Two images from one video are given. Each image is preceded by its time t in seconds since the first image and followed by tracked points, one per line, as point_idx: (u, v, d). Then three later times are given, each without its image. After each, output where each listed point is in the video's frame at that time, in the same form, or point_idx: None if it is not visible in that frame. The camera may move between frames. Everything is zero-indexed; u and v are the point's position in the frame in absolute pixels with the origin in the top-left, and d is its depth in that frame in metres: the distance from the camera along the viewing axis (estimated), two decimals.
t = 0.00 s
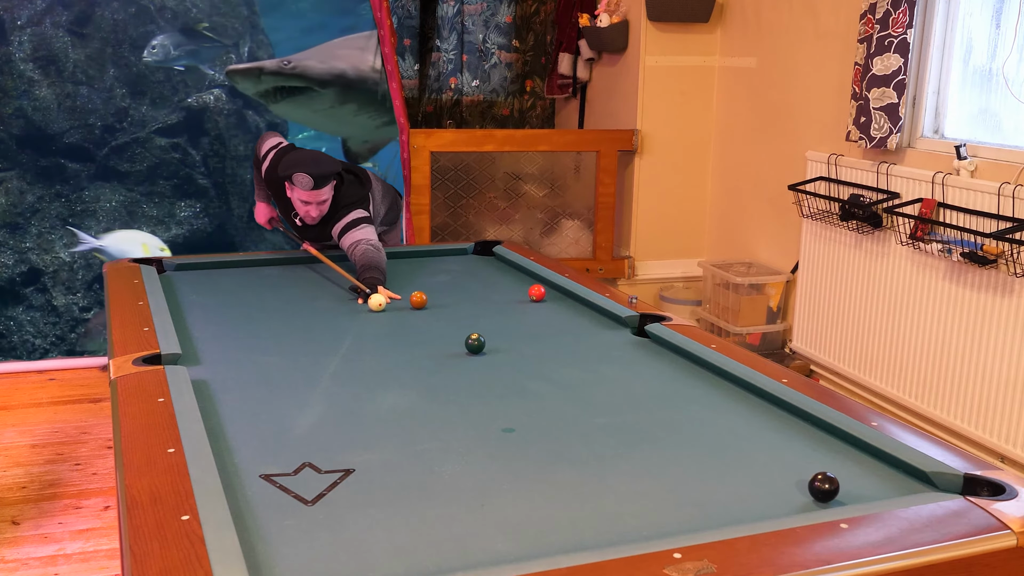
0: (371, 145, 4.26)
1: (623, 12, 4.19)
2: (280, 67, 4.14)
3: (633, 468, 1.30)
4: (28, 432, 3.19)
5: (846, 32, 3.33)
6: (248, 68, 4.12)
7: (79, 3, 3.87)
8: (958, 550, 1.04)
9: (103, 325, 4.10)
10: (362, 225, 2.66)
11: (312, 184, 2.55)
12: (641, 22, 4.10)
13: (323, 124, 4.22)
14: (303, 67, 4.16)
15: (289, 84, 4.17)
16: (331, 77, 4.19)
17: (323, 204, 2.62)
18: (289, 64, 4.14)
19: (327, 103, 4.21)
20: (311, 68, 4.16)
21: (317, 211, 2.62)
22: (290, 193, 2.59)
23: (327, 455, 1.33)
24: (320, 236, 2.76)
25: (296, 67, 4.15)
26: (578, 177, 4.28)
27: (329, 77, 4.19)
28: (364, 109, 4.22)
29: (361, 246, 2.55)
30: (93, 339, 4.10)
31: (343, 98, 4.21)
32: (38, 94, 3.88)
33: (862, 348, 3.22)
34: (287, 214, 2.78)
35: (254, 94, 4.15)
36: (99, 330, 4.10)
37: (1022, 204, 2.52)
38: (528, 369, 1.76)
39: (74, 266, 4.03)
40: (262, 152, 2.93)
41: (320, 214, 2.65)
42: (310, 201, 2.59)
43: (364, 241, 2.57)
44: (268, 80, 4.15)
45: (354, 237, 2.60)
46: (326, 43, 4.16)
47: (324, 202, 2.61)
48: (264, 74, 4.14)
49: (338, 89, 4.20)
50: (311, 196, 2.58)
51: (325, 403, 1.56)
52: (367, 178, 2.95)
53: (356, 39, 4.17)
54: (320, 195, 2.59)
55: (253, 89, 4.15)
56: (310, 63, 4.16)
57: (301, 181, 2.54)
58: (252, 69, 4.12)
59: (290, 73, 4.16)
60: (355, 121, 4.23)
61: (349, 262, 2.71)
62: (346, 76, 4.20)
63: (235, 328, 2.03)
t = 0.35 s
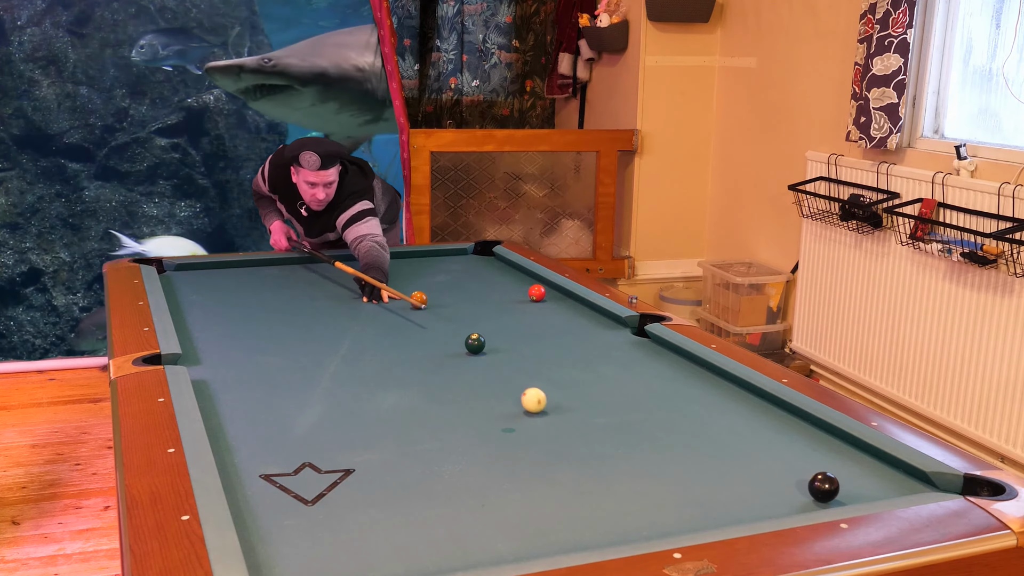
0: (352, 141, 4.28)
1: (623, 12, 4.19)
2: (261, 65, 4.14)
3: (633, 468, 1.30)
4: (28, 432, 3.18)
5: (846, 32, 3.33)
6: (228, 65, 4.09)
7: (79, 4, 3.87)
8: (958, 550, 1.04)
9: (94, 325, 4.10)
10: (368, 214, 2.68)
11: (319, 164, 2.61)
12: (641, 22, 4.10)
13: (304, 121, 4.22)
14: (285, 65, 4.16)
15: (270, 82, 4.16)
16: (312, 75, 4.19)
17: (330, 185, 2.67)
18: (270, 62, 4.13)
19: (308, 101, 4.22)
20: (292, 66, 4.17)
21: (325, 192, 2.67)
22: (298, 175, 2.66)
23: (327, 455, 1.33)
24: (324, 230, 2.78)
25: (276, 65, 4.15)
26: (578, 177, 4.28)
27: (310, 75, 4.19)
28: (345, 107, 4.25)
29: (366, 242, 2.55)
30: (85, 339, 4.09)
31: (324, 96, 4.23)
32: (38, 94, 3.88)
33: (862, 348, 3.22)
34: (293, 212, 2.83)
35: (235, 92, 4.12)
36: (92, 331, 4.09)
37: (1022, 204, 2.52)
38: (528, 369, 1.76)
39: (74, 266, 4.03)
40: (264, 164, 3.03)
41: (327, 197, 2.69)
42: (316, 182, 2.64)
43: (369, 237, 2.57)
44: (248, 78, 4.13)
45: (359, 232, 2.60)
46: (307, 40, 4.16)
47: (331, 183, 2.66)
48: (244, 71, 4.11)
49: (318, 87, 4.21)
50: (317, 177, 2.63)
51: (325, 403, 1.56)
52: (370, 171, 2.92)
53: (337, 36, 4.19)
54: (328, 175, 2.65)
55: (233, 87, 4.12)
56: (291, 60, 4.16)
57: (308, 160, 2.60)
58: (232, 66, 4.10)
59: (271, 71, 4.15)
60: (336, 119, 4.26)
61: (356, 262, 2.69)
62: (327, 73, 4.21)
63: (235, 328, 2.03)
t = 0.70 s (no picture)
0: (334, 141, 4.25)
1: (623, 12, 4.19)
2: (239, 63, 4.11)
3: (633, 467, 1.30)
4: (28, 432, 3.18)
5: (846, 32, 3.33)
6: (206, 63, 4.07)
7: (79, 4, 3.86)
8: (959, 550, 1.04)
9: (90, 326, 4.08)
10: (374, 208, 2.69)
11: (337, 142, 2.59)
12: (640, 22, 4.10)
13: (285, 119, 4.20)
14: (263, 63, 4.13)
15: (249, 80, 4.14)
16: (292, 74, 4.17)
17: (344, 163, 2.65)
18: (248, 60, 4.11)
19: (288, 99, 4.19)
20: (272, 64, 4.14)
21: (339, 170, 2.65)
22: (313, 151, 2.63)
23: (327, 455, 1.33)
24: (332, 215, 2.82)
25: (256, 64, 4.13)
26: (578, 177, 4.28)
27: (290, 74, 4.17)
28: (325, 106, 4.23)
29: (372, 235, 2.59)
30: (78, 338, 4.08)
31: (304, 94, 4.20)
32: (38, 94, 3.88)
33: (862, 348, 3.22)
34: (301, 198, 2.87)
35: (214, 91, 4.10)
36: (85, 330, 4.09)
37: (1022, 204, 2.52)
38: (528, 369, 1.76)
39: (74, 266, 4.03)
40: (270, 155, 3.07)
41: (340, 178, 2.69)
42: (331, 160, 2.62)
43: (376, 230, 2.60)
44: (226, 76, 4.11)
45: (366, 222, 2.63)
46: (287, 37, 4.14)
47: (346, 162, 2.64)
48: (222, 69, 4.09)
49: (298, 86, 4.18)
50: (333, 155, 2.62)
51: (325, 403, 1.56)
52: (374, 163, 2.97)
53: (319, 34, 4.16)
54: (343, 154, 2.62)
55: (212, 85, 4.10)
56: (271, 59, 4.13)
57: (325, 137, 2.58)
58: (210, 64, 4.08)
59: (249, 69, 4.13)
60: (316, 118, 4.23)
61: (361, 261, 2.69)
62: (307, 72, 4.19)
63: (235, 328, 2.03)
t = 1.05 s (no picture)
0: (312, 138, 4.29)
1: (623, 12, 4.20)
2: (212, 60, 4.08)
3: (634, 467, 1.30)
4: (28, 432, 3.18)
5: (846, 32, 3.33)
6: (179, 60, 4.03)
7: (78, 3, 3.85)
8: (958, 550, 1.04)
9: (81, 325, 4.08)
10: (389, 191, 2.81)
11: (357, 112, 2.74)
12: (641, 22, 4.10)
13: (261, 116, 4.20)
14: (237, 60, 4.11)
15: (221, 78, 4.11)
16: (265, 70, 4.17)
17: (363, 136, 2.78)
18: (222, 57, 4.08)
19: (263, 95, 4.20)
20: (246, 61, 4.12)
21: (358, 142, 2.78)
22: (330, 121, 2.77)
23: (327, 455, 1.33)
24: (346, 193, 2.93)
25: (229, 60, 4.10)
26: (578, 177, 4.28)
27: (264, 70, 4.17)
28: (301, 103, 4.25)
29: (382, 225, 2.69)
30: (71, 337, 4.07)
31: (278, 91, 4.21)
32: (38, 94, 3.87)
33: (862, 348, 3.22)
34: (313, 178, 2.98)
35: (187, 88, 4.06)
36: (79, 329, 4.08)
37: (1022, 204, 2.52)
38: (528, 369, 1.76)
39: (74, 266, 4.03)
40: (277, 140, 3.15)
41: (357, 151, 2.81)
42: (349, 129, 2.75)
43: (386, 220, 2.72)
44: (199, 73, 4.07)
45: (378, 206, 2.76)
46: (262, 33, 4.12)
47: (366, 134, 2.77)
48: (195, 66, 4.05)
49: (272, 82, 4.19)
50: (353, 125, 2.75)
51: (325, 403, 1.56)
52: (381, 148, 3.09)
53: (294, 31, 4.17)
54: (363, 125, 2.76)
55: (184, 82, 4.06)
56: (244, 55, 4.11)
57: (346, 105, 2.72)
58: (182, 62, 4.03)
59: (222, 66, 4.10)
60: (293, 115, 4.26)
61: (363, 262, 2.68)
62: (281, 68, 4.19)
63: (235, 328, 2.03)
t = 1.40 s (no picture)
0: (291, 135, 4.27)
1: (623, 12, 4.20)
2: (183, 57, 4.05)
3: (634, 467, 1.30)
4: (28, 432, 3.18)
5: (846, 32, 3.33)
6: (149, 57, 3.98)
7: (79, 3, 3.85)
8: (958, 550, 1.04)
9: (73, 325, 4.07)
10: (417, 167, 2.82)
11: (390, 78, 2.68)
12: (641, 22, 4.10)
13: (236, 113, 4.16)
14: (208, 56, 4.08)
15: (193, 75, 4.07)
16: (238, 67, 4.14)
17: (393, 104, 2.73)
18: (192, 54, 4.04)
19: (236, 92, 4.16)
20: (217, 57, 4.09)
21: (387, 110, 2.72)
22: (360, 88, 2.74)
23: (327, 455, 1.33)
24: (375, 164, 2.89)
25: (200, 57, 4.07)
26: (578, 178, 4.28)
27: (236, 67, 4.13)
28: (276, 99, 4.22)
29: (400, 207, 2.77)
30: (64, 337, 4.05)
31: (251, 88, 4.18)
32: (38, 94, 3.86)
33: (862, 348, 3.22)
34: (339, 152, 2.92)
35: (159, 86, 4.02)
36: (72, 329, 4.06)
37: (1022, 204, 2.52)
38: (528, 369, 1.76)
39: (74, 266, 4.03)
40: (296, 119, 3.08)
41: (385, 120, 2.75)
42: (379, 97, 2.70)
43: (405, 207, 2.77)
44: (170, 71, 4.03)
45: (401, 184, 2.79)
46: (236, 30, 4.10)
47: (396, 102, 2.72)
48: (166, 64, 4.01)
49: (245, 79, 4.16)
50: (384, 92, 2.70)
51: (325, 403, 1.56)
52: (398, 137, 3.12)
53: (269, 28, 4.14)
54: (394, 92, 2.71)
55: (157, 80, 4.02)
56: (215, 52, 4.08)
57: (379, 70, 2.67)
58: (153, 59, 3.99)
59: (193, 63, 4.06)
60: (268, 111, 4.22)
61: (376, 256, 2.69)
62: (254, 65, 4.16)
63: (235, 328, 2.03)
